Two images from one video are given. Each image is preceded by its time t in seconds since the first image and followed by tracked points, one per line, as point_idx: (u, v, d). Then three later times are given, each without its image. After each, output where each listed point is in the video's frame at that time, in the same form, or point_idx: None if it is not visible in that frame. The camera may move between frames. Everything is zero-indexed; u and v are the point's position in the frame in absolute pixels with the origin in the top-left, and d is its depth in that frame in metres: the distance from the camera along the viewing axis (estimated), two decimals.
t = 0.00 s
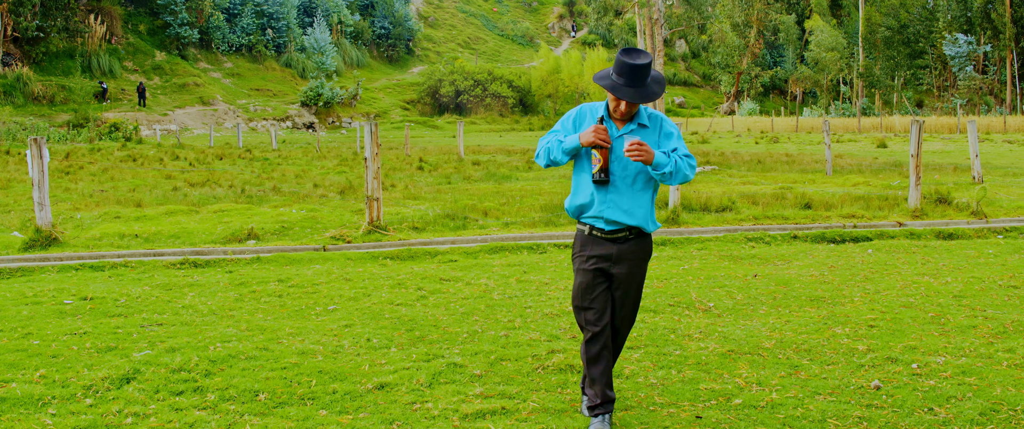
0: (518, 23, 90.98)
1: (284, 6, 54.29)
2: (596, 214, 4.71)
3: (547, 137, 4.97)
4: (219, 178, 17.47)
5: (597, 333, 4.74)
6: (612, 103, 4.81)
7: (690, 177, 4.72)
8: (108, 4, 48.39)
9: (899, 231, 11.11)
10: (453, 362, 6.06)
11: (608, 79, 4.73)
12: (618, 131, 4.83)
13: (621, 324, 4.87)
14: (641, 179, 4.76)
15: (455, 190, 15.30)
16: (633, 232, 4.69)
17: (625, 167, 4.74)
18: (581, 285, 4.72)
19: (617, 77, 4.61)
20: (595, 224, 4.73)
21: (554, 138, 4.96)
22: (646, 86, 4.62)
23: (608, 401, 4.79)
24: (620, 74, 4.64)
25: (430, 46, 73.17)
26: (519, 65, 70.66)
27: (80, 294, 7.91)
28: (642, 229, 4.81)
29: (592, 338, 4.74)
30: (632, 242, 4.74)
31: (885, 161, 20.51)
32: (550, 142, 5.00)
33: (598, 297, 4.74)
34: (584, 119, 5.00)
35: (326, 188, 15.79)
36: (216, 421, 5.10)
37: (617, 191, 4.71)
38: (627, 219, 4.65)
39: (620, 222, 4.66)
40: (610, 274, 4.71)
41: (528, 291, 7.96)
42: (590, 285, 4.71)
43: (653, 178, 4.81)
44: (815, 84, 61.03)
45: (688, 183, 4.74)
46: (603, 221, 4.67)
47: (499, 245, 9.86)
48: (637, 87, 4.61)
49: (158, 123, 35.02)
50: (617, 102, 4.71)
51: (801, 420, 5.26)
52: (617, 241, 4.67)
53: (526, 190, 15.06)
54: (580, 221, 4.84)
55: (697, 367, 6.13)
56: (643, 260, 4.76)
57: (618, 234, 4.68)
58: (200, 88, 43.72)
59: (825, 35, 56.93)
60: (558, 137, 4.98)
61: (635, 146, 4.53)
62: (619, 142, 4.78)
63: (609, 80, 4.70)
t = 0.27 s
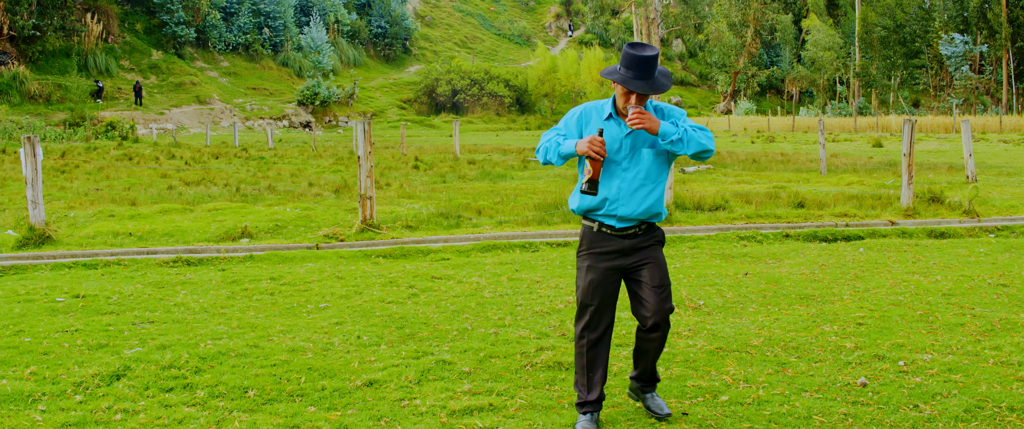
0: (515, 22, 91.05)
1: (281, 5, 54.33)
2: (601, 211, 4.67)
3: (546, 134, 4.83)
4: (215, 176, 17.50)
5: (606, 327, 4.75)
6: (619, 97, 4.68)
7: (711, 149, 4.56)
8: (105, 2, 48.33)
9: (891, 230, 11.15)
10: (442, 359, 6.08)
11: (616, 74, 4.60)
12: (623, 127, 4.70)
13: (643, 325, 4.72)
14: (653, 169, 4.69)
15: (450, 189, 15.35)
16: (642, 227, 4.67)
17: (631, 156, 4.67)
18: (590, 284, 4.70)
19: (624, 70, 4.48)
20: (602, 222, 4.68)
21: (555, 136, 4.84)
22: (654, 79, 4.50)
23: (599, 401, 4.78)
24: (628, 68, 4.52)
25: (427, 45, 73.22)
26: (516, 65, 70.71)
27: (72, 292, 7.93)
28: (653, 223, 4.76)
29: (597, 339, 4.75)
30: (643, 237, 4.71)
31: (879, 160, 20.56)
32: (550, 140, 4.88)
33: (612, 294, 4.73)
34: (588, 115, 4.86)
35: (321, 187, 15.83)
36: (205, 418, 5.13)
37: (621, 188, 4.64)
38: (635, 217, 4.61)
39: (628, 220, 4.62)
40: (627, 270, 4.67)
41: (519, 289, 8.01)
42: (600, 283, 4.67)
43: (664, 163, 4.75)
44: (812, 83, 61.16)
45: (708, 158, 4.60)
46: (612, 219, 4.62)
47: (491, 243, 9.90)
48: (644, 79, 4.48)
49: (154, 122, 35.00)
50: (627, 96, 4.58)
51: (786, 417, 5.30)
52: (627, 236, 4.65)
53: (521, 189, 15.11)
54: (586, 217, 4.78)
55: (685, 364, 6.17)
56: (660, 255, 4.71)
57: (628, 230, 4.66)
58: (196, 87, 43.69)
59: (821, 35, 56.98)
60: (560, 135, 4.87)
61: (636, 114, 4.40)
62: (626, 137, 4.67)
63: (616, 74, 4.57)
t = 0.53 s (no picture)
0: (512, 21, 91.05)
1: (279, 5, 54.28)
2: (621, 206, 4.72)
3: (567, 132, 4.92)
4: (211, 176, 17.50)
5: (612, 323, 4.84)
6: (642, 90, 4.75)
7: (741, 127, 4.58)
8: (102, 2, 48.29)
9: (884, 228, 11.17)
10: (432, 357, 6.10)
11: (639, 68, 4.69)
12: (647, 121, 4.77)
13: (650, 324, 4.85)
14: (678, 158, 4.74)
15: (445, 188, 15.36)
16: (661, 224, 4.71)
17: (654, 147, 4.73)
18: (603, 279, 4.77)
19: (647, 61, 4.56)
20: (620, 218, 4.73)
21: (576, 135, 4.90)
22: (678, 70, 4.56)
23: (594, 396, 4.90)
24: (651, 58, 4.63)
25: (424, 45, 73.22)
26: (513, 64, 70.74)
27: (65, 290, 7.93)
28: (671, 219, 4.81)
29: (604, 332, 4.86)
30: (660, 235, 4.75)
31: (876, 159, 20.59)
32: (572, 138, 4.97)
33: (623, 291, 4.82)
34: (611, 113, 4.95)
35: (316, 186, 15.85)
36: (195, 416, 5.14)
37: (644, 180, 4.70)
38: (656, 211, 4.66)
39: (648, 214, 4.67)
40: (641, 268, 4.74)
41: (511, 287, 8.02)
42: (615, 279, 4.75)
43: (691, 152, 4.78)
44: (809, 83, 61.23)
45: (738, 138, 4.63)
46: (633, 213, 4.67)
47: (484, 242, 9.91)
48: (668, 69, 4.55)
49: (151, 121, 34.99)
50: (651, 87, 4.64)
51: (774, 414, 5.32)
52: (645, 234, 4.69)
53: (516, 188, 15.12)
54: (605, 214, 4.83)
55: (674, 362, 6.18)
56: (675, 256, 4.77)
57: (646, 227, 4.70)
58: (193, 86, 43.69)
59: (818, 35, 57.02)
60: (581, 133, 4.93)
61: (660, 99, 4.47)
62: (650, 130, 4.74)
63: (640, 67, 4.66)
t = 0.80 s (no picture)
0: (508, 21, 91.08)
1: (274, 5, 54.21)
2: (631, 197, 4.89)
3: (576, 127, 5.12)
4: (204, 176, 17.49)
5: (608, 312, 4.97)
6: (650, 81, 4.96)
7: (752, 104, 4.77)
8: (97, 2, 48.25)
9: (875, 227, 11.19)
10: (417, 356, 6.12)
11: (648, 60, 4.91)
12: (658, 111, 4.95)
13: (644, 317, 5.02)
14: (689, 145, 4.92)
15: (438, 187, 15.37)
16: (665, 219, 4.87)
17: (664, 135, 4.90)
18: (604, 267, 4.91)
19: (656, 49, 4.77)
20: (627, 210, 4.90)
21: (586, 130, 5.08)
22: (686, 58, 4.76)
23: (592, 379, 5.09)
24: (660, 48, 4.80)
25: (420, 45, 73.23)
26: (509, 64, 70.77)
27: (53, 290, 7.92)
28: (674, 214, 4.99)
29: (600, 321, 5.01)
30: (664, 230, 4.92)
31: (869, 159, 20.66)
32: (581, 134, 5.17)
33: (622, 281, 4.97)
34: (621, 107, 5.15)
35: (309, 186, 15.86)
36: (178, 414, 5.16)
37: (655, 167, 4.88)
38: (663, 201, 4.83)
39: (656, 205, 4.84)
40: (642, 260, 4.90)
41: (499, 287, 8.04)
42: (616, 268, 4.89)
43: (700, 139, 4.95)
44: (805, 82, 61.25)
45: (750, 116, 4.80)
46: (640, 204, 4.84)
47: (475, 242, 9.93)
48: (677, 56, 4.74)
49: (146, 121, 34.98)
50: (661, 76, 4.82)
51: (757, 412, 5.33)
52: (649, 227, 4.85)
53: (509, 187, 15.13)
54: (611, 205, 5.00)
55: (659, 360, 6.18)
56: (674, 253, 4.94)
57: (651, 221, 4.86)
58: (189, 86, 43.69)
59: (813, 34, 57.14)
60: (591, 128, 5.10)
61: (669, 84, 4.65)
62: (659, 119, 4.92)
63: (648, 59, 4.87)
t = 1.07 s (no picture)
0: (506, 21, 91.12)
1: (271, 4, 54.23)
2: (635, 199, 4.92)
3: (577, 129, 5.10)
4: (199, 175, 17.50)
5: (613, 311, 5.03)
6: (651, 82, 5.02)
7: (752, 99, 4.90)
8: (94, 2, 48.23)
9: (867, 227, 11.20)
10: (404, 355, 6.12)
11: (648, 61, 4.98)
12: (660, 112, 5.00)
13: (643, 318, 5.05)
14: (692, 143, 4.97)
15: (433, 187, 15.37)
16: (668, 219, 4.90)
17: (667, 134, 4.94)
18: (611, 269, 4.98)
19: (657, 49, 4.85)
20: (629, 212, 4.94)
21: (587, 130, 5.08)
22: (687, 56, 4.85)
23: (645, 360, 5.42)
24: (662, 48, 4.85)
25: (417, 44, 73.22)
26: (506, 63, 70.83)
27: (43, 290, 7.92)
28: (675, 215, 5.01)
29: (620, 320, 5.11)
30: (668, 231, 4.94)
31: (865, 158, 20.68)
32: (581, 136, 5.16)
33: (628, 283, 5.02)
34: (621, 109, 5.18)
35: (304, 185, 15.86)
36: (163, 414, 5.16)
37: (659, 166, 4.92)
38: (666, 201, 4.86)
39: (659, 205, 4.87)
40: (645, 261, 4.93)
41: (489, 286, 8.05)
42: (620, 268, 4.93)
43: (702, 138, 5.00)
44: (802, 82, 61.25)
45: (750, 111, 4.93)
46: (641, 207, 4.87)
47: (467, 241, 9.94)
48: (679, 55, 4.82)
49: (143, 121, 34.99)
50: (663, 76, 4.88)
51: (742, 411, 5.34)
52: (653, 228, 4.88)
53: (504, 187, 15.13)
54: (615, 208, 5.04)
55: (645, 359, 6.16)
56: (677, 255, 4.97)
57: (654, 223, 4.89)
58: (186, 86, 43.70)
59: (810, 34, 57.19)
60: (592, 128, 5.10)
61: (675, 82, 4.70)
62: (661, 119, 4.97)
63: (648, 61, 4.94)
